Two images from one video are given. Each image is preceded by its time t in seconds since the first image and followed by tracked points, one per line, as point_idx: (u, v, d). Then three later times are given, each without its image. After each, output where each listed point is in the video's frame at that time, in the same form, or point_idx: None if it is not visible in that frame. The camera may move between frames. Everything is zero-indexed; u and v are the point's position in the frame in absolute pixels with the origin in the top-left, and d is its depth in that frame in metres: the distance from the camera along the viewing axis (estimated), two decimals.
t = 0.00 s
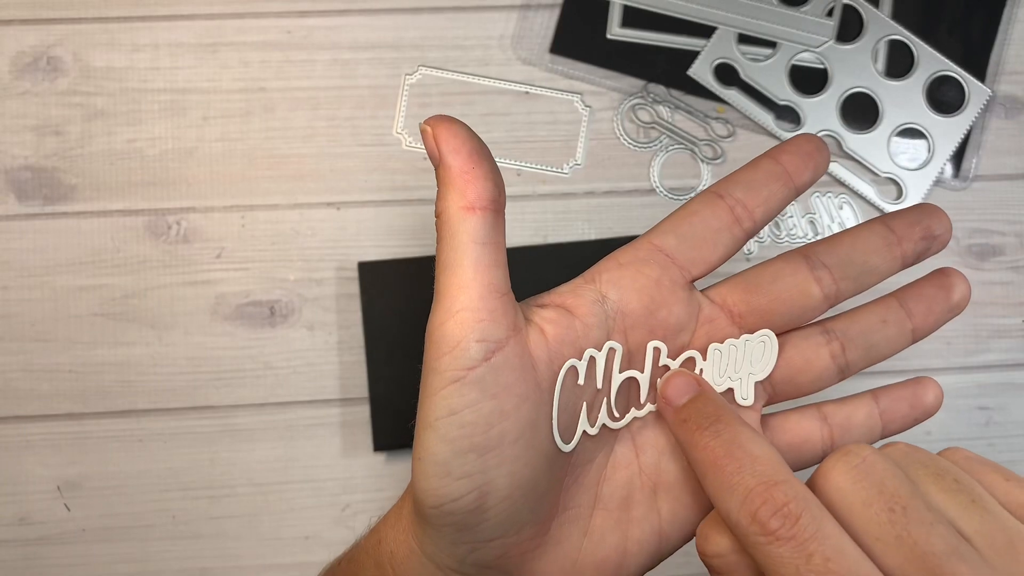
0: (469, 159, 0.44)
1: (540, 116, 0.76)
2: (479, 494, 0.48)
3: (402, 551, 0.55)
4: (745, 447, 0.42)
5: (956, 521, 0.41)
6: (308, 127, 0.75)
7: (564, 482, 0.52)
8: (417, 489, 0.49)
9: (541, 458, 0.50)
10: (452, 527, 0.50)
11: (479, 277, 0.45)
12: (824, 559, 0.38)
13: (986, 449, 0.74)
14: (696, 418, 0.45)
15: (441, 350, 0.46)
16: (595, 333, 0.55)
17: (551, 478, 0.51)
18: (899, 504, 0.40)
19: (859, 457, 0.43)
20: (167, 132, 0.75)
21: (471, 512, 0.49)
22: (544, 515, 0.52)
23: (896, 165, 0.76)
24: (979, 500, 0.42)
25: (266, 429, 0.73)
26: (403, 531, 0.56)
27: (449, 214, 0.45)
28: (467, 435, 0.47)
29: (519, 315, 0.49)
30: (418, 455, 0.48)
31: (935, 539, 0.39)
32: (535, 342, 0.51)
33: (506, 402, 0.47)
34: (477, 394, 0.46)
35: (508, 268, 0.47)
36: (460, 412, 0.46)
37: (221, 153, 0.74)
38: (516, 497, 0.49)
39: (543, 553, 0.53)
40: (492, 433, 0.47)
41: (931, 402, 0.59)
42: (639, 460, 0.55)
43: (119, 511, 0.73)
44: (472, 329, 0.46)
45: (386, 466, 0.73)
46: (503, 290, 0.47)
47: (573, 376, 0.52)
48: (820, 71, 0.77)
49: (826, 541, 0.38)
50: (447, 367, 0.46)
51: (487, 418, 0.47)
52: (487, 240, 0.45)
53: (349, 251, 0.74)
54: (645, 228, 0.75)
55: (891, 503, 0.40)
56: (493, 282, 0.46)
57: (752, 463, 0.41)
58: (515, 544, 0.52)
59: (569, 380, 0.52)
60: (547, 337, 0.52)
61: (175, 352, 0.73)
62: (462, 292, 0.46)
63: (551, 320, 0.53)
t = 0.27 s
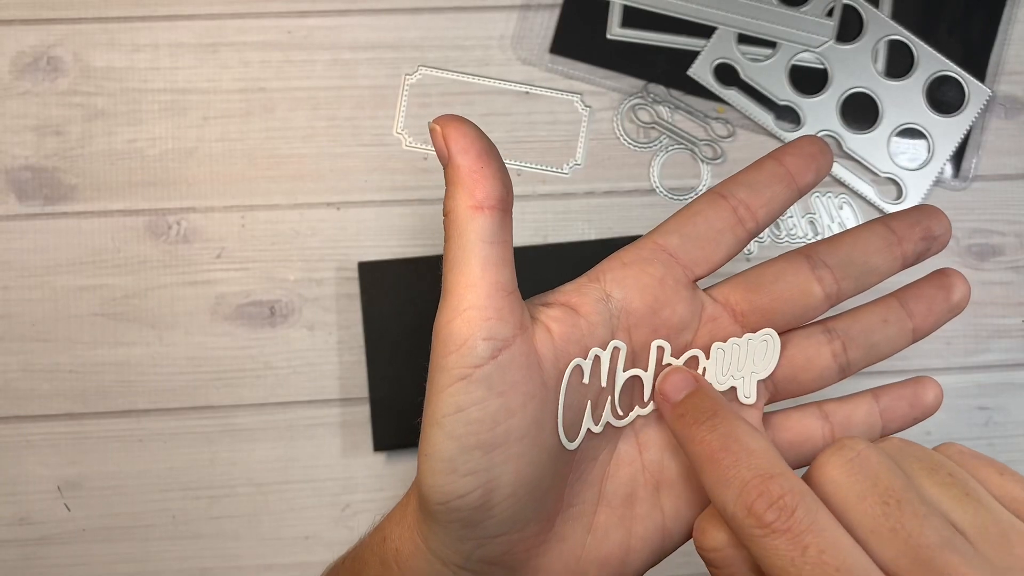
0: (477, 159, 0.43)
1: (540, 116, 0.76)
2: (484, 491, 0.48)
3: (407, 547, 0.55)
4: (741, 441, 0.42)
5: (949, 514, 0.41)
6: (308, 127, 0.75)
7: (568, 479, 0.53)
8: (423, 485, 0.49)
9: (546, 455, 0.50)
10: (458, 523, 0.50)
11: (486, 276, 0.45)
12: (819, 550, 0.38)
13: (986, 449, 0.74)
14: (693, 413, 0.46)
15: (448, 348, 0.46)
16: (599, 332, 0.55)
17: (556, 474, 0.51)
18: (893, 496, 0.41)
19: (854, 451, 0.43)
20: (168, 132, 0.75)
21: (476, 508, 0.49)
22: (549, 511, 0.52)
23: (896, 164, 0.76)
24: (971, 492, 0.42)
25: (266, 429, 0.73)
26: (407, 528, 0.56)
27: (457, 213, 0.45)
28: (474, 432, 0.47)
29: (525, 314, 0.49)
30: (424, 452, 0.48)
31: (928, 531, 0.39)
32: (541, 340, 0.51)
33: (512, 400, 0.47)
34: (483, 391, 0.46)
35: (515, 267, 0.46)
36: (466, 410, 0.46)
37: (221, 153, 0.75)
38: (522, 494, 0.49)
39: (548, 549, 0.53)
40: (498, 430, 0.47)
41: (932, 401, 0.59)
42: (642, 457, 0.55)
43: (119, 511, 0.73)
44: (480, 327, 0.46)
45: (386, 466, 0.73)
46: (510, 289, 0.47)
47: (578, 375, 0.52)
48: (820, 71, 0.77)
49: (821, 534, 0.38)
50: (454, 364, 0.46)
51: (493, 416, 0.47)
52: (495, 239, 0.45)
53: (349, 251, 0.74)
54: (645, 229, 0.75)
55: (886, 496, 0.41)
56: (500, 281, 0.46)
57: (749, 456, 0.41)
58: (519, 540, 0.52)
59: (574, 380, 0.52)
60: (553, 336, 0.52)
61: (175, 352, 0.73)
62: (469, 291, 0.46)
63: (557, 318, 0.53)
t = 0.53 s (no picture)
0: (474, 151, 0.44)
1: (540, 116, 0.76)
2: (483, 480, 0.48)
3: (407, 537, 0.55)
4: (726, 460, 0.42)
5: (938, 527, 0.41)
6: (308, 127, 0.75)
7: (566, 468, 0.53)
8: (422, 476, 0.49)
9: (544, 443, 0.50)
10: (456, 512, 0.50)
11: (484, 267, 0.45)
12: (806, 568, 0.38)
13: (986, 449, 0.74)
14: (679, 432, 0.46)
15: (446, 340, 0.46)
16: (596, 323, 0.55)
17: (554, 463, 0.51)
18: (880, 511, 0.41)
19: (842, 466, 0.43)
20: (168, 132, 0.75)
21: (475, 497, 0.49)
22: (548, 499, 0.52)
23: (895, 164, 0.76)
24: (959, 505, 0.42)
25: (266, 428, 0.73)
26: (407, 519, 0.56)
27: (455, 206, 0.45)
28: (473, 421, 0.47)
29: (522, 305, 0.49)
30: (422, 441, 0.48)
31: (916, 545, 0.40)
32: (539, 332, 0.51)
33: (510, 390, 0.48)
34: (482, 381, 0.46)
35: (512, 259, 0.47)
36: (465, 399, 0.46)
37: (221, 153, 0.75)
38: (521, 482, 0.49)
39: (545, 538, 0.53)
40: (496, 419, 0.47)
41: (924, 391, 0.59)
42: (639, 446, 0.55)
43: (119, 511, 0.73)
44: (477, 318, 0.46)
45: (386, 466, 0.73)
46: (508, 280, 0.47)
47: (575, 365, 0.53)
48: (820, 71, 0.77)
49: (808, 551, 0.38)
50: (452, 356, 0.46)
51: (491, 406, 0.47)
52: (492, 231, 0.45)
53: (348, 251, 0.74)
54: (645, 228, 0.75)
55: (874, 510, 0.41)
56: (498, 273, 0.46)
57: (733, 475, 0.41)
58: (517, 529, 0.52)
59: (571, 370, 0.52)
60: (550, 326, 0.52)
61: (175, 352, 0.73)
62: (466, 282, 0.46)
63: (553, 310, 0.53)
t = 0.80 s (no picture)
0: (459, 151, 0.44)
1: (540, 116, 0.76)
2: (467, 477, 0.48)
3: (394, 535, 0.55)
4: (823, 440, 0.43)
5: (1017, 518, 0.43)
6: (308, 127, 0.75)
7: (550, 467, 0.53)
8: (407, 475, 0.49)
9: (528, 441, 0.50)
10: (441, 510, 0.50)
11: (467, 267, 0.46)
12: (902, 548, 0.39)
13: (986, 449, 0.74)
14: (767, 411, 0.46)
15: (431, 338, 0.46)
16: (581, 320, 0.55)
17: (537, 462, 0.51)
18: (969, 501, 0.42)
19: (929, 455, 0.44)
20: (167, 132, 0.75)
21: (459, 495, 0.49)
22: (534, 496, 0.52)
23: (895, 165, 0.76)
24: None
25: (266, 428, 0.73)
26: (394, 516, 0.56)
27: (438, 205, 0.45)
28: (456, 420, 0.47)
29: (507, 304, 0.50)
30: (407, 440, 0.49)
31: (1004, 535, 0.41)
32: (523, 330, 0.51)
33: (494, 389, 0.48)
34: (465, 380, 0.47)
35: (496, 258, 0.47)
36: (448, 398, 0.47)
37: (221, 153, 0.75)
38: (504, 480, 0.49)
39: (530, 535, 0.53)
40: (480, 417, 0.47)
41: (910, 389, 0.59)
42: (623, 444, 0.55)
43: (119, 511, 0.73)
44: (461, 317, 0.46)
45: (386, 466, 0.73)
46: (492, 279, 0.47)
47: (559, 364, 0.53)
48: (820, 71, 0.77)
49: (902, 532, 0.40)
50: (436, 354, 0.46)
51: (475, 404, 0.47)
52: (477, 231, 0.45)
53: (348, 251, 0.74)
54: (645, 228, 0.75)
55: (961, 500, 0.42)
56: (482, 272, 0.46)
57: (829, 453, 0.42)
58: (501, 527, 0.52)
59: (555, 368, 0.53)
60: (534, 325, 0.52)
61: (176, 352, 0.73)
62: (451, 281, 0.46)
63: (539, 308, 0.53)
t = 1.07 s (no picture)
0: (451, 154, 0.44)
1: (540, 116, 0.76)
2: (461, 481, 0.48)
3: (387, 539, 0.55)
4: (767, 498, 0.44)
5: None
6: (308, 127, 0.75)
7: (544, 469, 0.53)
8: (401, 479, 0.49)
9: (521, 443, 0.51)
10: (434, 514, 0.50)
11: (460, 270, 0.46)
12: None
13: (986, 449, 0.74)
14: (719, 469, 0.48)
15: (423, 341, 0.46)
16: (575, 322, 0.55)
17: (530, 464, 0.51)
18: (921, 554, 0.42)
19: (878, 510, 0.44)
20: (167, 133, 0.75)
21: (453, 499, 0.49)
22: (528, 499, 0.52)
23: (895, 165, 0.76)
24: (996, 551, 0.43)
25: (266, 428, 0.73)
26: (388, 520, 0.56)
27: (430, 209, 0.45)
28: (448, 423, 0.47)
29: (500, 307, 0.50)
30: (400, 443, 0.48)
31: None
32: (516, 333, 0.51)
33: (487, 392, 0.48)
34: (458, 383, 0.47)
35: (488, 261, 0.47)
36: (442, 401, 0.47)
37: (221, 153, 0.75)
38: (498, 483, 0.50)
39: (524, 539, 0.53)
40: (474, 421, 0.47)
41: (907, 392, 0.60)
42: (617, 447, 0.55)
43: (119, 511, 0.73)
44: (454, 320, 0.46)
45: (386, 466, 0.73)
46: (485, 282, 0.47)
47: (553, 367, 0.53)
48: (820, 71, 0.77)
49: None
50: (429, 358, 0.46)
51: (468, 407, 0.47)
52: (469, 234, 0.45)
53: (348, 251, 0.74)
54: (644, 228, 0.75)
55: (903, 555, 0.42)
56: (475, 275, 0.46)
57: (775, 513, 0.43)
58: (495, 531, 0.52)
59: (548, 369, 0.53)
60: (528, 328, 0.52)
61: (176, 352, 0.73)
62: (443, 284, 0.46)
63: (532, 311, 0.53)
